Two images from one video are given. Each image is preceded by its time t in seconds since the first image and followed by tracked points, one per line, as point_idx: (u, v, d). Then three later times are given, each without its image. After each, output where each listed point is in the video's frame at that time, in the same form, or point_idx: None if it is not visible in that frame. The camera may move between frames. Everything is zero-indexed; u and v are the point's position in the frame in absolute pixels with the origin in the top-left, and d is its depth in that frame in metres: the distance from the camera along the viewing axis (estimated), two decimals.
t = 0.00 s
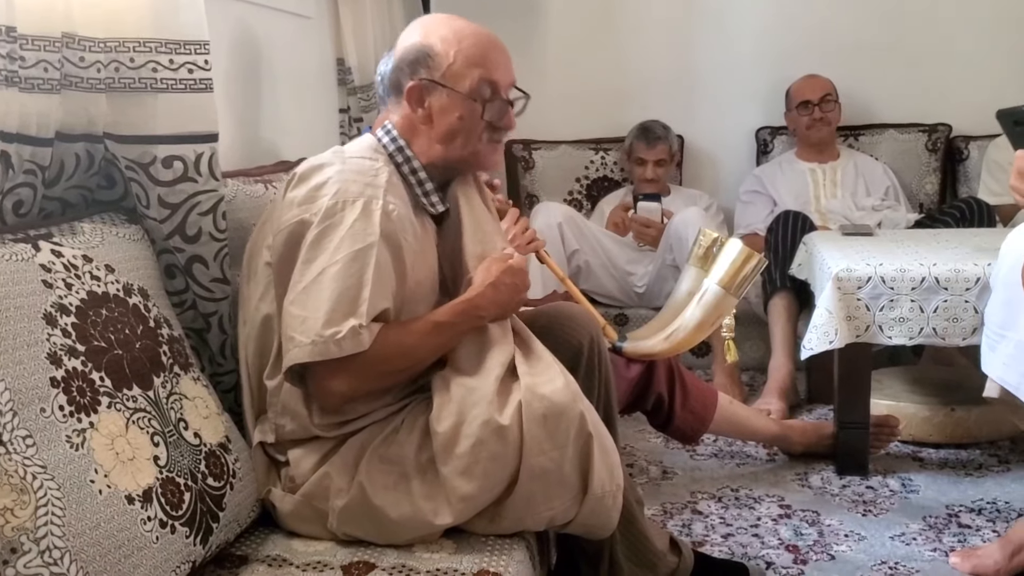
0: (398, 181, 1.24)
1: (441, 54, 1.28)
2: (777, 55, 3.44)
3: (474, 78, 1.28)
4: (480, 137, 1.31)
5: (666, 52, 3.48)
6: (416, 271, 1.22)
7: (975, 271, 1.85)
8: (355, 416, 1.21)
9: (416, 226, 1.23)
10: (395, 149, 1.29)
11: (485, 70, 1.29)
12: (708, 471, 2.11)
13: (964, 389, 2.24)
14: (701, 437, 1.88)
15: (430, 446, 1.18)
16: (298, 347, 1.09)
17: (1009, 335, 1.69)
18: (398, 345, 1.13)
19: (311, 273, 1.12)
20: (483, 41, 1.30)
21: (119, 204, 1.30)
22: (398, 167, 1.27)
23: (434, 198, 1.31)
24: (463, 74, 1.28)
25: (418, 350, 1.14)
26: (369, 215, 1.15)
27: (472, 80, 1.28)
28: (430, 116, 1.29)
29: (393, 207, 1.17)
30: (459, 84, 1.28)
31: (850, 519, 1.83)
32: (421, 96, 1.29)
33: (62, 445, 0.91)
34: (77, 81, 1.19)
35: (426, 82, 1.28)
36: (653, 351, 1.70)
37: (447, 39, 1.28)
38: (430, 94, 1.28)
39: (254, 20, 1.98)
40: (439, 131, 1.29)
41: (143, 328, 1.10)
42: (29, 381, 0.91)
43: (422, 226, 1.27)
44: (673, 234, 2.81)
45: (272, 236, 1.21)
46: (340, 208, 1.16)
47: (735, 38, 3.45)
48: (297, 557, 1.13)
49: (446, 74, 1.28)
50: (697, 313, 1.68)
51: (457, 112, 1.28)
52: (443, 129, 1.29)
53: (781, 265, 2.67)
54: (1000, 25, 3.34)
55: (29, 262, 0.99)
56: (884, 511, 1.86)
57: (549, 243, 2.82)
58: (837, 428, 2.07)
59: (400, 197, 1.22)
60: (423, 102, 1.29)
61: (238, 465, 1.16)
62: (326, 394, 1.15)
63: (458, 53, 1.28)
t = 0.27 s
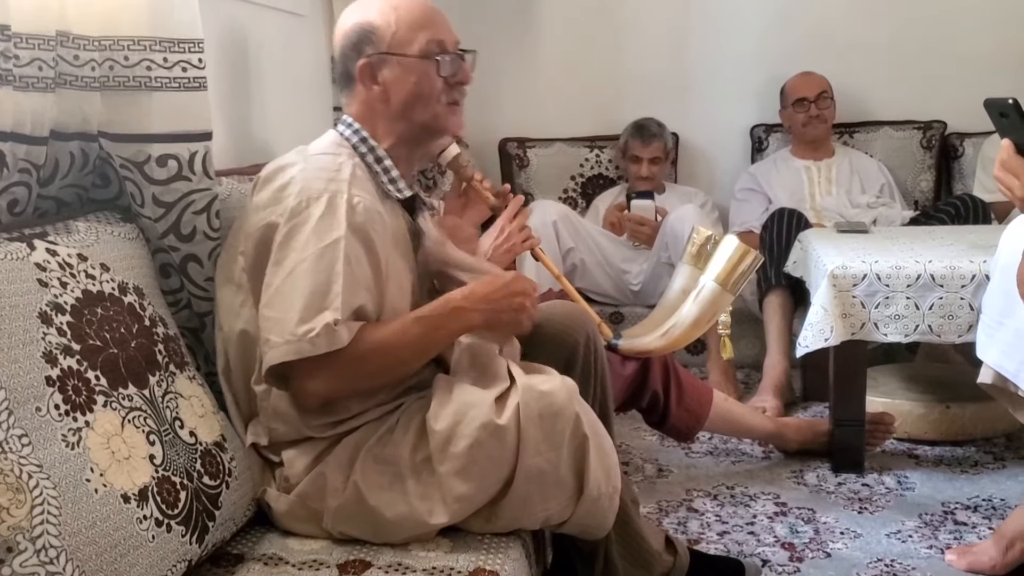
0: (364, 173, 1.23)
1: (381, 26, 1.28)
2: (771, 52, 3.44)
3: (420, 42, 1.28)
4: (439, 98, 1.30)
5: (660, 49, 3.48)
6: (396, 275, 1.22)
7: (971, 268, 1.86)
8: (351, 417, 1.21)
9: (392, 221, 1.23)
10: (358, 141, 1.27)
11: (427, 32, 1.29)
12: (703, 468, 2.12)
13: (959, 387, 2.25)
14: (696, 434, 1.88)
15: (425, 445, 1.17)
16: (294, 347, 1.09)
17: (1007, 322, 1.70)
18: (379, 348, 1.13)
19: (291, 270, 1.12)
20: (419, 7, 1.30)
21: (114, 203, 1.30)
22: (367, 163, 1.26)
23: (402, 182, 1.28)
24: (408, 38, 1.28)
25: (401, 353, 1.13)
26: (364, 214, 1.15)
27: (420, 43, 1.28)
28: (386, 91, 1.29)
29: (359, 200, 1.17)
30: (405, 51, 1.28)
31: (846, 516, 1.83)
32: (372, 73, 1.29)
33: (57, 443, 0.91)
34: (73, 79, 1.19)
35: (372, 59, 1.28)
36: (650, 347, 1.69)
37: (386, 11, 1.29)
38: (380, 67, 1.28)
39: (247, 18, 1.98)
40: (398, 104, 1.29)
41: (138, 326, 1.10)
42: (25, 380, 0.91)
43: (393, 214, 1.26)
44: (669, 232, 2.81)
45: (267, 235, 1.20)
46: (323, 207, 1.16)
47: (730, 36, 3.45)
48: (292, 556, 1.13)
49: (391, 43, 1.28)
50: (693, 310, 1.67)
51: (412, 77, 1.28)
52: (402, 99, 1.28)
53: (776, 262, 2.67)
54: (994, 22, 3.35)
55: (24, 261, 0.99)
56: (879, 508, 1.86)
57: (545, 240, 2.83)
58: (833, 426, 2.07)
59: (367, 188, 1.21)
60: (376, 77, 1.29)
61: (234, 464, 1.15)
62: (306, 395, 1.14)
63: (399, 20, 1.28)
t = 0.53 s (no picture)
0: (307, 169, 1.24)
1: (320, 17, 1.27)
2: (766, 51, 3.45)
3: (360, 34, 1.27)
4: (376, 92, 1.29)
5: (655, 48, 3.48)
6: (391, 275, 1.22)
7: (965, 266, 1.86)
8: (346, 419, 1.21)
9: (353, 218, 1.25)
10: (299, 140, 1.28)
11: (367, 25, 1.28)
12: (699, 467, 2.12)
13: (954, 385, 2.26)
14: (691, 433, 1.88)
15: (421, 445, 1.17)
16: (289, 349, 1.09)
17: (1004, 320, 1.70)
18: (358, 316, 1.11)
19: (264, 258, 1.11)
20: None
21: (109, 203, 1.29)
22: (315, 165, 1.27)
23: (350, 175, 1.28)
24: (347, 30, 1.27)
25: (377, 324, 1.11)
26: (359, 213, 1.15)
27: (359, 34, 1.27)
28: (323, 82, 1.28)
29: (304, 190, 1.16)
30: (342, 43, 1.27)
31: (842, 514, 1.83)
32: (310, 64, 1.28)
33: (53, 444, 0.90)
34: (68, 79, 1.19)
35: (310, 50, 1.28)
36: (646, 350, 1.72)
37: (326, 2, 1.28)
38: (318, 60, 1.28)
39: (242, 18, 1.97)
40: (334, 94, 1.29)
41: (134, 327, 1.10)
42: (21, 380, 0.90)
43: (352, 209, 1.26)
44: (665, 231, 2.81)
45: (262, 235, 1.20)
46: (317, 207, 1.15)
47: (725, 34, 3.45)
48: (289, 556, 1.13)
49: (329, 34, 1.27)
50: (688, 314, 1.71)
51: (349, 70, 1.27)
52: (337, 91, 1.28)
53: (772, 261, 2.67)
54: (988, 20, 3.36)
55: (20, 261, 0.98)
56: (875, 507, 1.86)
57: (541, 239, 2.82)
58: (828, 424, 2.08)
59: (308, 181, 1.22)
60: (313, 68, 1.28)
61: (230, 464, 1.15)
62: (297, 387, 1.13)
63: (338, 12, 1.27)
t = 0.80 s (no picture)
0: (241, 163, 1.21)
1: (248, 13, 1.21)
2: (760, 47, 3.45)
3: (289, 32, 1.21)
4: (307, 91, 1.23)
5: (649, 44, 3.48)
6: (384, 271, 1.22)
7: (959, 262, 1.87)
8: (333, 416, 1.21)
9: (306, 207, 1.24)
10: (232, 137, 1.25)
11: (295, 21, 1.21)
12: (694, 463, 2.12)
13: (947, 380, 2.27)
14: (686, 428, 1.88)
15: (413, 442, 1.18)
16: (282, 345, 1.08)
17: (996, 324, 1.71)
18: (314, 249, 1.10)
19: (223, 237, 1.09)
20: None
21: (103, 199, 1.28)
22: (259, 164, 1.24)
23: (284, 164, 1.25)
24: (276, 27, 1.21)
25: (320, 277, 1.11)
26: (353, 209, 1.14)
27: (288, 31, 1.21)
28: (253, 78, 1.23)
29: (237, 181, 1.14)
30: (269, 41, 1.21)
31: (836, 510, 1.84)
32: (239, 60, 1.22)
33: (47, 440, 0.90)
34: (62, 75, 1.17)
35: (237, 47, 1.22)
36: (636, 349, 1.73)
37: None
38: (246, 56, 1.22)
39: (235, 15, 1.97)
40: (264, 92, 1.23)
41: (127, 323, 1.09)
42: (14, 376, 0.90)
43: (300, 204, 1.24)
44: (659, 228, 2.81)
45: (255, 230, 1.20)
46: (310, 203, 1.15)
47: (719, 31, 3.45)
48: (283, 553, 1.12)
49: (258, 31, 1.21)
50: (676, 316, 1.71)
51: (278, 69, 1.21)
52: (267, 89, 1.23)
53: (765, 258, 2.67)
54: (981, 17, 3.37)
55: (12, 257, 0.98)
56: (868, 502, 1.87)
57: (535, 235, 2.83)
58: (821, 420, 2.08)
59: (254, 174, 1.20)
60: (242, 64, 1.22)
61: (224, 460, 1.15)
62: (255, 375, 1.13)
63: (268, 8, 1.21)
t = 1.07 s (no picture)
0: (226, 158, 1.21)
1: (228, 12, 1.21)
2: (759, 47, 3.45)
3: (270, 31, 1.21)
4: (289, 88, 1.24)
5: (648, 44, 3.48)
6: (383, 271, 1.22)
7: (957, 262, 1.87)
8: (326, 421, 1.19)
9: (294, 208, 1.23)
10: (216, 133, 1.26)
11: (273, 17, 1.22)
12: (692, 463, 2.12)
13: (946, 380, 2.27)
14: (685, 428, 1.88)
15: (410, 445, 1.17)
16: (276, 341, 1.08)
17: (991, 345, 1.73)
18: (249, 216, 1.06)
19: (195, 223, 1.07)
20: None
21: (102, 201, 1.29)
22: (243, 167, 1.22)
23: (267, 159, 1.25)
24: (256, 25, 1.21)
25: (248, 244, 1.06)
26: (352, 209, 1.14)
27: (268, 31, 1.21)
28: (233, 77, 1.23)
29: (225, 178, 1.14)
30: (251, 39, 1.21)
31: (834, 509, 1.84)
32: (221, 60, 1.23)
33: (48, 439, 0.90)
34: (62, 76, 1.17)
35: (219, 48, 1.22)
36: (636, 347, 1.75)
37: None
38: (229, 57, 1.22)
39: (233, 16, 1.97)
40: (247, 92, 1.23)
41: (128, 323, 1.09)
42: (15, 375, 0.90)
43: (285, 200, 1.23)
44: (658, 228, 2.81)
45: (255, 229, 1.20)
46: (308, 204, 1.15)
47: (717, 30, 3.45)
48: (282, 551, 1.13)
49: (240, 31, 1.21)
50: (678, 311, 1.73)
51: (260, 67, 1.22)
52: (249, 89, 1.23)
53: (764, 257, 2.68)
54: (979, 17, 3.37)
55: (13, 257, 0.98)
56: (867, 502, 1.87)
57: (533, 235, 2.83)
58: (820, 419, 2.08)
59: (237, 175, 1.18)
60: (225, 65, 1.23)
61: (225, 459, 1.15)
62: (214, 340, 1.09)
63: (247, 8, 1.21)
